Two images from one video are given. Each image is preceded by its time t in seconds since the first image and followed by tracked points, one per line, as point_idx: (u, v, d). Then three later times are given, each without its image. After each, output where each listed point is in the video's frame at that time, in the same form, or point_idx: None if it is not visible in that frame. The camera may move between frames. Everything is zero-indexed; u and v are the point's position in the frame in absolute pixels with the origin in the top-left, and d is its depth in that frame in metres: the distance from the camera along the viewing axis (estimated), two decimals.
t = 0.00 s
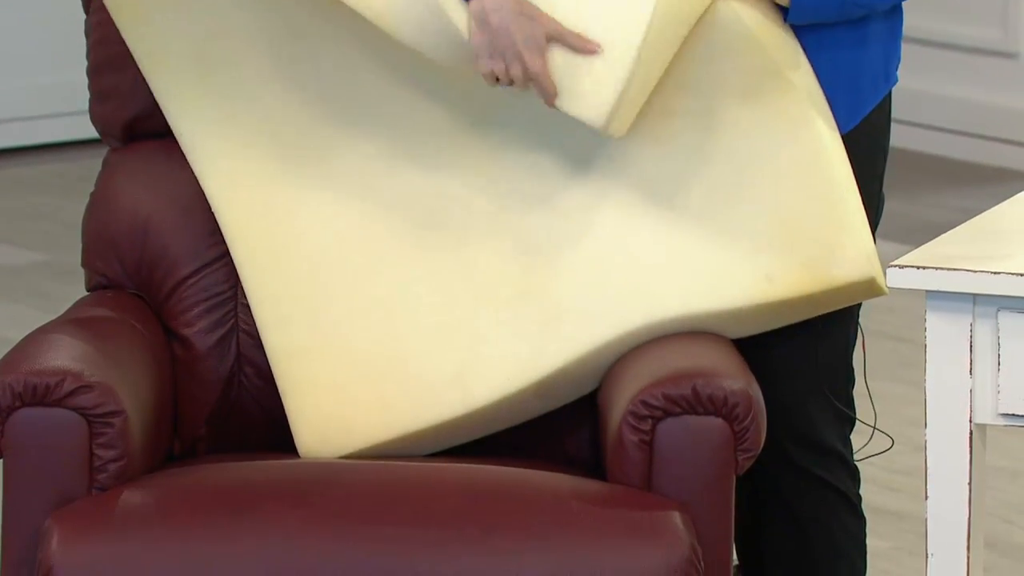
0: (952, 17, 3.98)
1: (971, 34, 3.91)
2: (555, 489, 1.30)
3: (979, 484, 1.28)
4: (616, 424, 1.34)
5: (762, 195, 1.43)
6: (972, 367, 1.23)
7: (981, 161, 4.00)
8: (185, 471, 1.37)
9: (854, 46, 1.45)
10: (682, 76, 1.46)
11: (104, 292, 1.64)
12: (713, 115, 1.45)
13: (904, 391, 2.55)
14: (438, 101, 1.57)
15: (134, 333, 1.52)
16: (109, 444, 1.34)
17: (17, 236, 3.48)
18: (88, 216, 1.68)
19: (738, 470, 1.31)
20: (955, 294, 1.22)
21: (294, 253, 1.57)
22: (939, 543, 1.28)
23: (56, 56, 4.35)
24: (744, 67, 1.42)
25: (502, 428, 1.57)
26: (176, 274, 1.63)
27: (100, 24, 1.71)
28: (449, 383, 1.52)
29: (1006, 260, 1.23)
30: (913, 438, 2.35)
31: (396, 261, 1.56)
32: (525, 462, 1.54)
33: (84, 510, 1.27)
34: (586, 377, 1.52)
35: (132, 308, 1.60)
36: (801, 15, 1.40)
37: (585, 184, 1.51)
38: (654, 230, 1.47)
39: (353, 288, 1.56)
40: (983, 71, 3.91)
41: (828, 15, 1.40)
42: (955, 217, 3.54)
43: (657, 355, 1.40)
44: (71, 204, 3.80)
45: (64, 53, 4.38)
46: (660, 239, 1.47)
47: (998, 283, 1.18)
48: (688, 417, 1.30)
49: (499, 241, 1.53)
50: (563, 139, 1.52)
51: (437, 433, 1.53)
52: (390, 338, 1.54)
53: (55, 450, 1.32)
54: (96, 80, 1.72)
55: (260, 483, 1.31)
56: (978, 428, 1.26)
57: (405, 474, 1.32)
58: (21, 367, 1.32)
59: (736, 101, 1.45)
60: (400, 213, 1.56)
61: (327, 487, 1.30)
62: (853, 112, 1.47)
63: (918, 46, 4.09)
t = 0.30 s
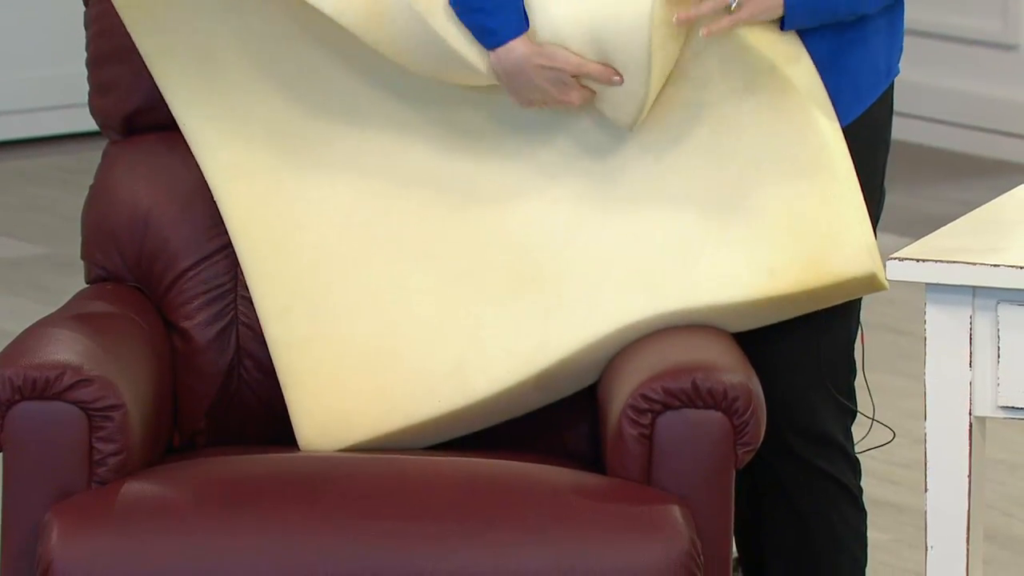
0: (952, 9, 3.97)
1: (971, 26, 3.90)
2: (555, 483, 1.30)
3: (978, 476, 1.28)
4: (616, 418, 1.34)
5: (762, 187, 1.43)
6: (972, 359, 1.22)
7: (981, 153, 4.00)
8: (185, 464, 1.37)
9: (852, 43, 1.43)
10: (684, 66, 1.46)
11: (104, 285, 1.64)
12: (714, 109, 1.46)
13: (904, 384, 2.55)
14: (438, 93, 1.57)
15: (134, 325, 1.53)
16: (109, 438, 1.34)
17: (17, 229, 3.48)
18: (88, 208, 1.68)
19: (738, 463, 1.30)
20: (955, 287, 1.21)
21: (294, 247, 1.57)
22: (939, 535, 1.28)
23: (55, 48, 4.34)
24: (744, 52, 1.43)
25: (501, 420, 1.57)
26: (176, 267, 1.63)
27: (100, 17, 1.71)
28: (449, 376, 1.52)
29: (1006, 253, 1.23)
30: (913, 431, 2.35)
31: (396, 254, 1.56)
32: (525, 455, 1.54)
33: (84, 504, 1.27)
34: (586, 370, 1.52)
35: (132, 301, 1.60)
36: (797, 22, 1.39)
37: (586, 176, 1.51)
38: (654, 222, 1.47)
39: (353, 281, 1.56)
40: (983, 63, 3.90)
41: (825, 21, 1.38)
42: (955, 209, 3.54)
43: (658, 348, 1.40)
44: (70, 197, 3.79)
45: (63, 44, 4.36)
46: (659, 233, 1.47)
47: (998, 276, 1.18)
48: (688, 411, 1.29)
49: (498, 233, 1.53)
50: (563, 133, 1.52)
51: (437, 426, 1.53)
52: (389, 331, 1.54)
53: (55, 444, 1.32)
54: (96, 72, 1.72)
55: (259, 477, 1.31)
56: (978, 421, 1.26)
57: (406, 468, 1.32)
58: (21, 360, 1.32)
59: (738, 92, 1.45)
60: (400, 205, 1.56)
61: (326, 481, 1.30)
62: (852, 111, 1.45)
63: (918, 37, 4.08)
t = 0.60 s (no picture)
0: (952, 7, 3.97)
1: (971, 25, 3.90)
2: (554, 481, 1.30)
3: (979, 475, 1.28)
4: (616, 416, 1.34)
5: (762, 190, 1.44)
6: (972, 358, 1.22)
7: (982, 152, 4.00)
8: (185, 463, 1.37)
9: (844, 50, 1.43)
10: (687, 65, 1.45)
11: (104, 283, 1.64)
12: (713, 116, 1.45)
13: (904, 383, 2.55)
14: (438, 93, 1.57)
15: (134, 324, 1.53)
16: (109, 436, 1.34)
17: (17, 228, 3.48)
18: (88, 206, 1.68)
19: (738, 462, 1.30)
20: (955, 285, 1.21)
21: (294, 246, 1.57)
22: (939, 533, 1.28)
23: (54, 46, 4.33)
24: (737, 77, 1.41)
25: (502, 418, 1.57)
26: (176, 266, 1.63)
27: (100, 15, 1.71)
28: (449, 374, 1.52)
29: (1006, 251, 1.23)
30: (913, 430, 2.35)
31: (397, 253, 1.56)
32: (525, 453, 1.54)
33: (84, 502, 1.27)
34: (586, 368, 1.52)
35: (132, 299, 1.60)
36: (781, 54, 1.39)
37: (586, 176, 1.50)
38: (654, 221, 1.47)
39: (353, 280, 1.56)
40: (983, 62, 3.90)
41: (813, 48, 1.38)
42: (955, 208, 3.54)
43: (658, 347, 1.40)
44: (70, 195, 3.79)
45: (63, 43, 4.35)
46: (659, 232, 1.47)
47: (998, 275, 1.18)
48: (688, 410, 1.30)
49: (499, 232, 1.53)
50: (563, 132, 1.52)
51: (437, 424, 1.53)
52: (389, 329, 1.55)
53: (54, 442, 1.32)
54: (96, 71, 1.72)
55: (259, 476, 1.31)
56: (977, 419, 1.26)
57: (406, 466, 1.32)
58: (20, 359, 1.32)
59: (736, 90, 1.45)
60: (400, 204, 1.56)
61: (326, 480, 1.30)
62: (853, 112, 1.46)
63: (918, 36, 4.08)
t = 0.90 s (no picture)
0: (952, 9, 3.97)
1: (971, 27, 3.91)
2: (554, 481, 1.30)
3: (978, 475, 1.28)
4: (616, 416, 1.34)
5: (762, 189, 1.44)
6: (972, 359, 1.22)
7: (982, 153, 4.00)
8: (185, 463, 1.37)
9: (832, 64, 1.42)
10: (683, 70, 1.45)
11: (104, 284, 1.64)
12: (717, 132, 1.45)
13: (903, 383, 2.55)
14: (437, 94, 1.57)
15: (134, 325, 1.53)
16: (109, 437, 1.34)
17: (17, 228, 3.48)
18: (88, 207, 1.68)
19: (738, 461, 1.30)
20: (955, 287, 1.22)
21: (294, 247, 1.57)
22: (938, 534, 1.28)
23: (55, 47, 4.33)
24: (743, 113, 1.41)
25: (502, 419, 1.57)
26: (176, 267, 1.63)
27: (99, 15, 1.71)
28: (449, 375, 1.52)
29: (1005, 252, 1.23)
30: (912, 431, 2.35)
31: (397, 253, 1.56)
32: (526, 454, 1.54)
33: (84, 503, 1.27)
34: (586, 369, 1.52)
35: (132, 301, 1.60)
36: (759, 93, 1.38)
37: (585, 176, 1.51)
38: (654, 222, 1.47)
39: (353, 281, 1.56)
40: (983, 64, 3.91)
41: (790, 83, 1.38)
42: (955, 209, 3.54)
43: (657, 347, 1.40)
44: (71, 196, 3.79)
45: (64, 44, 4.35)
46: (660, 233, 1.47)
47: (998, 276, 1.18)
48: (688, 410, 1.29)
49: (499, 232, 1.53)
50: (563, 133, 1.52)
51: (437, 425, 1.53)
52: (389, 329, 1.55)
53: (54, 442, 1.32)
54: (96, 71, 1.72)
55: (259, 476, 1.31)
56: (977, 420, 1.26)
57: (406, 467, 1.32)
58: (20, 360, 1.32)
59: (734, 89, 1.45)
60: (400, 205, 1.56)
61: (326, 480, 1.30)
62: (852, 113, 1.47)
63: (918, 37, 4.08)
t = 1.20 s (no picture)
0: (950, 18, 3.98)
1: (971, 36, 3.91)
2: (554, 490, 1.30)
3: (978, 483, 1.28)
4: (616, 425, 1.34)
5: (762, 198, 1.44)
6: (972, 367, 1.23)
7: (982, 162, 4.00)
8: (185, 471, 1.37)
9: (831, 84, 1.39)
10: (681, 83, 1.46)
11: (104, 293, 1.64)
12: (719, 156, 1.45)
13: (903, 392, 2.56)
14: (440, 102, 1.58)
15: (136, 334, 1.53)
16: (109, 445, 1.34)
17: (16, 237, 3.48)
18: (88, 215, 1.68)
19: (738, 470, 1.30)
20: (956, 294, 1.22)
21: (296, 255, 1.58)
22: (939, 542, 1.28)
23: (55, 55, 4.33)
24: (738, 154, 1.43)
25: (502, 427, 1.57)
26: (176, 275, 1.63)
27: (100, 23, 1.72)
28: (450, 384, 1.52)
29: (1005, 260, 1.23)
30: (913, 439, 2.35)
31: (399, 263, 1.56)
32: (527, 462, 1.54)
33: (83, 512, 1.27)
34: (587, 377, 1.52)
35: (132, 308, 1.60)
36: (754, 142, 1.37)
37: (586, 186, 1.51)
38: (654, 232, 1.48)
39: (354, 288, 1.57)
40: (983, 72, 3.91)
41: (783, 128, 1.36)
42: (955, 217, 3.54)
43: (657, 355, 1.40)
44: (70, 205, 3.79)
45: (63, 52, 4.35)
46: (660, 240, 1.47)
47: (997, 283, 1.18)
48: (688, 419, 1.29)
49: (500, 242, 1.54)
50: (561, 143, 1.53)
51: (438, 434, 1.53)
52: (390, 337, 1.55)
53: (53, 450, 1.31)
54: (97, 79, 1.73)
55: (260, 485, 1.31)
56: (977, 428, 1.26)
57: (404, 476, 1.32)
58: (20, 368, 1.32)
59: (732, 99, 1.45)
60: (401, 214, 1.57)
61: (326, 489, 1.30)
62: (851, 121, 1.48)
63: (916, 46, 4.09)
